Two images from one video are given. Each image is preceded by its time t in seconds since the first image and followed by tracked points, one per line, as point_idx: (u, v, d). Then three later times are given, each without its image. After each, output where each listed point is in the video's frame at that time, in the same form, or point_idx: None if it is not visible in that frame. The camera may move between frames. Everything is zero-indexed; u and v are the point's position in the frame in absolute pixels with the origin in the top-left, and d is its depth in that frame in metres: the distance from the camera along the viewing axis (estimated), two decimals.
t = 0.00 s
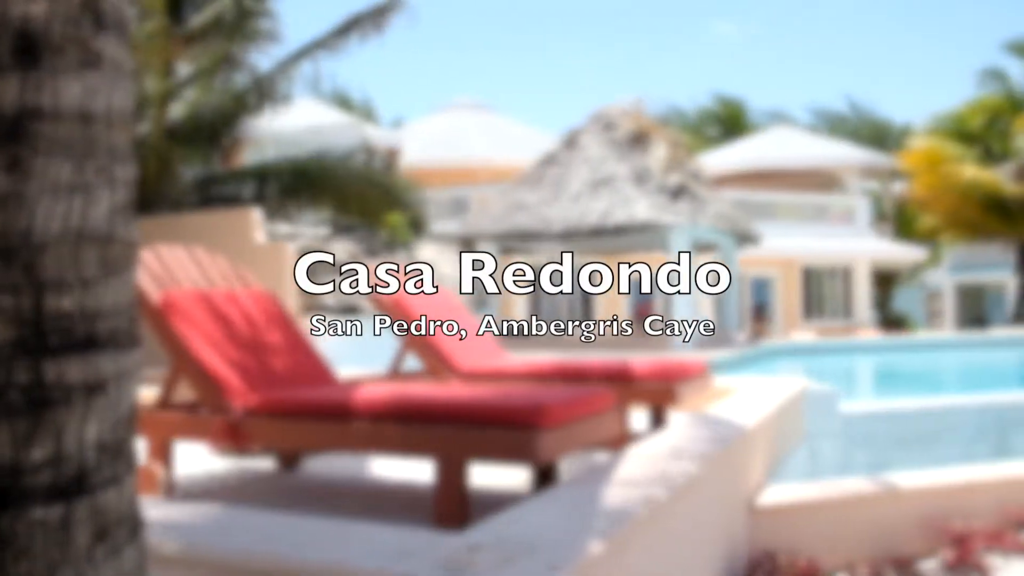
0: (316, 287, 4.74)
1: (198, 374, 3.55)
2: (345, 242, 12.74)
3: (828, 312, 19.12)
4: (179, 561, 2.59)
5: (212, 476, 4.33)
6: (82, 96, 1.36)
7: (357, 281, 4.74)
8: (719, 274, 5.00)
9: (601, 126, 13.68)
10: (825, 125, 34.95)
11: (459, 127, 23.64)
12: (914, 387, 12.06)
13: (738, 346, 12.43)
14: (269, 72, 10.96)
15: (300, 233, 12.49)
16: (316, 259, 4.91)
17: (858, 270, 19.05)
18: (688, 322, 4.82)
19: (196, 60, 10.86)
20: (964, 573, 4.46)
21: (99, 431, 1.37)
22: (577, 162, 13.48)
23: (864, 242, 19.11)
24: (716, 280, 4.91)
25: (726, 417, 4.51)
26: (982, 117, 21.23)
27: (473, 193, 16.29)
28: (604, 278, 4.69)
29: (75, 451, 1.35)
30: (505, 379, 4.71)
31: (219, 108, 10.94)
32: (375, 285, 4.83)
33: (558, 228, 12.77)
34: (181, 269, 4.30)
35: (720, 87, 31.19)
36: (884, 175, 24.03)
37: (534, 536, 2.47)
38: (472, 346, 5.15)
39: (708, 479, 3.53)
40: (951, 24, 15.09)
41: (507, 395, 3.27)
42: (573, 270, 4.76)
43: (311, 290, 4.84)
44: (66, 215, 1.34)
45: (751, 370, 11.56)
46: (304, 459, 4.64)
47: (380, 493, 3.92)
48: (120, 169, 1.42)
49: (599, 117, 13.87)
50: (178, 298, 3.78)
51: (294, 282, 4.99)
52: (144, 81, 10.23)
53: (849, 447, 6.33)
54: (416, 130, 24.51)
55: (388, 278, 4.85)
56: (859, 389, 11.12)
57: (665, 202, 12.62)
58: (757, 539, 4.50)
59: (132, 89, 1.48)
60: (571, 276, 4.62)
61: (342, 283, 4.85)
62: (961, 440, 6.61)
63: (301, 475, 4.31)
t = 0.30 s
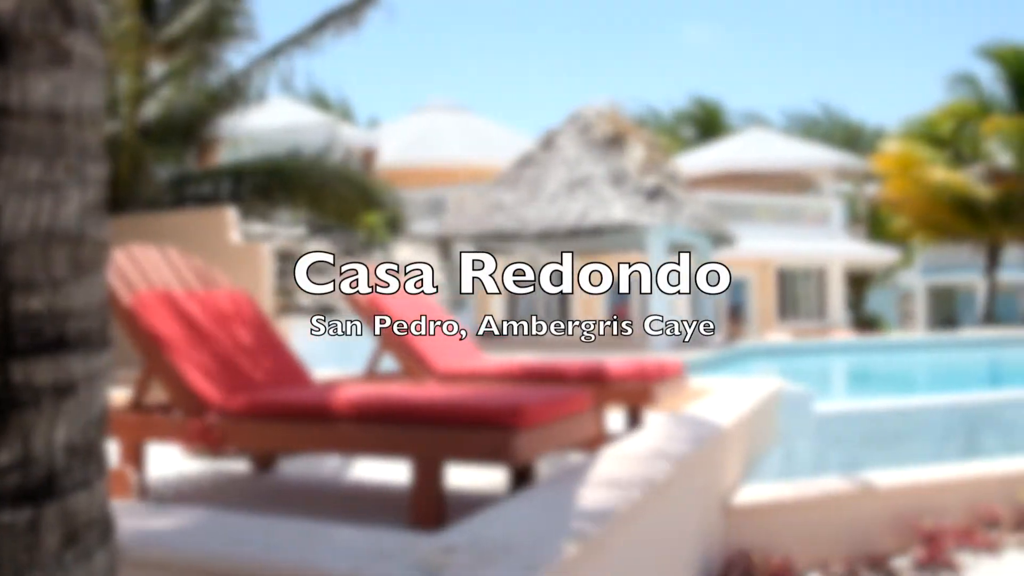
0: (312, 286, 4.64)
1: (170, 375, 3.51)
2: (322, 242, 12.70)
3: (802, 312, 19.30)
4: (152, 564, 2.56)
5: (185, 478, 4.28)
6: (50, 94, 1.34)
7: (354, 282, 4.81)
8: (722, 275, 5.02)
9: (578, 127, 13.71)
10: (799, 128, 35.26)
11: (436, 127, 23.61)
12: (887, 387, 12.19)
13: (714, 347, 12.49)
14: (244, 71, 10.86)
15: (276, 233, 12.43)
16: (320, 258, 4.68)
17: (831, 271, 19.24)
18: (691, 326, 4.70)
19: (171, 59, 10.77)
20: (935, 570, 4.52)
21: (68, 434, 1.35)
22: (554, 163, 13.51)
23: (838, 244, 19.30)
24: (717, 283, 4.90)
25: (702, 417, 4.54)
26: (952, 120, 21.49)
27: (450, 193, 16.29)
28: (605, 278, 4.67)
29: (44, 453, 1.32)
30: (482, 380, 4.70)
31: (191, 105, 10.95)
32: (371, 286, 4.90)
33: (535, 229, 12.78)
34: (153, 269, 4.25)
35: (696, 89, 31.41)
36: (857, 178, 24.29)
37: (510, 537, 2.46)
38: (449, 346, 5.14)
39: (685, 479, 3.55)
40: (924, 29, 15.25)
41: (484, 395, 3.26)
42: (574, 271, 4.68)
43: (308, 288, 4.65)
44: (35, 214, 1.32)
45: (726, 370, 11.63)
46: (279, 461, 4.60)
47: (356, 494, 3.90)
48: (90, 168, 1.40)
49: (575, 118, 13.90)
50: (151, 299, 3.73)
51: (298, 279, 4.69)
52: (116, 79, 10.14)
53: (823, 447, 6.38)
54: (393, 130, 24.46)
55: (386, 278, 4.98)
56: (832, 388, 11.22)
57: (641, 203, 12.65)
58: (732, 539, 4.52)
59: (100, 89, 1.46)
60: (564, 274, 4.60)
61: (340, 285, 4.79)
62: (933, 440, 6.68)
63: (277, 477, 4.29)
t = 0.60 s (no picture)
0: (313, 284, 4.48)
1: (147, 378, 3.48)
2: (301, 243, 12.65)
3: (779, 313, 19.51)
4: (126, 568, 2.53)
5: (159, 481, 4.25)
6: (23, 92, 1.33)
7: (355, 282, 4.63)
8: (723, 275, 4.95)
9: (557, 129, 13.72)
10: (776, 129, 35.55)
11: (415, 127, 23.59)
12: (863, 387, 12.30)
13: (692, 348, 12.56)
14: (222, 69, 10.79)
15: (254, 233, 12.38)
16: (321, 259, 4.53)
17: (808, 272, 19.44)
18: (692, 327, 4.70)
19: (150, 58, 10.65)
20: (909, 568, 4.56)
21: (40, 436, 1.33)
22: (533, 164, 13.54)
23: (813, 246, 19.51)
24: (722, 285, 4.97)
25: (680, 417, 4.56)
26: (926, 124, 21.71)
27: (429, 193, 16.27)
28: (604, 277, 4.80)
29: (16, 454, 1.31)
30: (460, 380, 4.69)
31: (169, 104, 10.91)
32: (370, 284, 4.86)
33: (514, 229, 12.81)
34: (129, 269, 4.21)
35: (675, 89, 31.57)
36: (833, 180, 24.52)
37: (489, 537, 2.46)
38: (427, 346, 5.14)
39: (662, 478, 3.56)
40: (901, 32, 15.36)
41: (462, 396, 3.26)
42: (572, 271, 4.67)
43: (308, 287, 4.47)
44: (6, 213, 1.30)
45: (703, 371, 11.68)
46: (256, 462, 4.57)
47: (332, 495, 3.88)
48: (63, 167, 1.38)
49: (555, 120, 13.92)
50: (127, 301, 3.70)
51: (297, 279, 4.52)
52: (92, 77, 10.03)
53: (799, 446, 6.42)
54: (372, 129, 24.38)
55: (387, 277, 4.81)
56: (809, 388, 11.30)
57: (620, 205, 12.69)
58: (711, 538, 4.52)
59: (74, 88, 1.44)
60: (560, 274, 4.81)
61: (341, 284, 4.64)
62: (908, 438, 6.75)
63: (253, 478, 4.26)
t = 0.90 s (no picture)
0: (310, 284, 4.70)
1: (125, 379, 3.45)
2: (281, 243, 12.62)
3: (759, 313, 19.61)
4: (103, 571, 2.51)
5: (137, 482, 4.22)
6: None
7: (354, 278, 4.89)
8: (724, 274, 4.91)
9: (538, 129, 13.71)
10: (756, 131, 35.71)
11: (396, 126, 23.56)
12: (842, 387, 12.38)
13: (673, 348, 12.60)
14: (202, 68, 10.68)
15: (233, 233, 12.31)
16: (319, 260, 4.89)
17: (787, 272, 19.55)
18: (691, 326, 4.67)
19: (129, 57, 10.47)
20: (887, 565, 4.60)
21: (13, 437, 1.32)
22: (514, 164, 13.54)
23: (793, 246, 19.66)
24: (723, 285, 4.87)
25: (661, 416, 4.57)
26: (903, 125, 21.86)
27: (410, 193, 16.23)
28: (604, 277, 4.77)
29: None
30: (441, 380, 4.69)
31: (148, 104, 10.83)
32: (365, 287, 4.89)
33: (496, 229, 12.81)
34: (106, 269, 4.17)
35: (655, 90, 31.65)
36: (812, 181, 24.68)
37: (471, 537, 2.46)
38: (407, 346, 5.13)
39: (643, 477, 3.57)
40: (882, 34, 15.43)
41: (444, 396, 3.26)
42: (572, 271, 4.64)
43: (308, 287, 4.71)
44: None
45: (682, 371, 11.72)
46: (235, 464, 4.55)
47: (312, 496, 3.87)
48: (37, 166, 1.37)
49: (536, 120, 13.91)
50: (104, 301, 3.66)
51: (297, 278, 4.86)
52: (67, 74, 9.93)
53: (778, 446, 6.46)
54: (352, 130, 24.29)
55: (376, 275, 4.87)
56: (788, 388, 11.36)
57: (602, 205, 12.71)
58: (691, 537, 4.54)
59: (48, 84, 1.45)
60: (561, 273, 4.57)
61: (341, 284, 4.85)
62: (886, 437, 6.80)
63: (233, 479, 4.24)
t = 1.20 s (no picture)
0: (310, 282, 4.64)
1: (106, 380, 3.42)
2: (265, 243, 12.56)
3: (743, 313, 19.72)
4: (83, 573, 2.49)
5: (119, 483, 4.20)
6: None
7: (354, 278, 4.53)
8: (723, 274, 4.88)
9: (523, 128, 13.71)
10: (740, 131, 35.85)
11: (380, 125, 23.50)
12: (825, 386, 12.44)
13: (658, 347, 12.63)
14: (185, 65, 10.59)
15: (216, 232, 12.25)
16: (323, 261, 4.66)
17: (771, 271, 19.67)
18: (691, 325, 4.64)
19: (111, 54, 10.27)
20: (869, 563, 4.63)
21: None
22: (499, 164, 13.53)
23: (776, 245, 19.75)
24: (722, 284, 4.84)
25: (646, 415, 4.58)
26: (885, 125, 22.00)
27: (396, 192, 16.21)
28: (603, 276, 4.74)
29: None
30: (426, 380, 4.68)
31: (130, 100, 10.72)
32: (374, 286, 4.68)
33: (481, 229, 12.80)
34: (87, 268, 4.13)
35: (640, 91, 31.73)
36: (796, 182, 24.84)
37: (455, 537, 2.46)
38: (392, 346, 5.12)
39: (628, 477, 3.58)
40: (865, 36, 15.51)
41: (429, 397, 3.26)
42: (572, 271, 4.60)
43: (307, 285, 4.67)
44: None
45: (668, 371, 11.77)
46: (218, 464, 4.53)
47: (295, 497, 3.86)
48: (15, 164, 1.36)
49: (520, 119, 13.90)
50: (85, 301, 3.63)
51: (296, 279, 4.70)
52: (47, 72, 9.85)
53: (762, 445, 6.49)
54: (337, 129, 24.23)
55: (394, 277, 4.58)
56: (772, 387, 11.41)
57: (587, 204, 12.73)
58: (675, 536, 4.56)
59: (27, 80, 1.44)
60: (562, 272, 4.54)
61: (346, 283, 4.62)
62: (868, 436, 6.85)
63: (216, 480, 4.22)
